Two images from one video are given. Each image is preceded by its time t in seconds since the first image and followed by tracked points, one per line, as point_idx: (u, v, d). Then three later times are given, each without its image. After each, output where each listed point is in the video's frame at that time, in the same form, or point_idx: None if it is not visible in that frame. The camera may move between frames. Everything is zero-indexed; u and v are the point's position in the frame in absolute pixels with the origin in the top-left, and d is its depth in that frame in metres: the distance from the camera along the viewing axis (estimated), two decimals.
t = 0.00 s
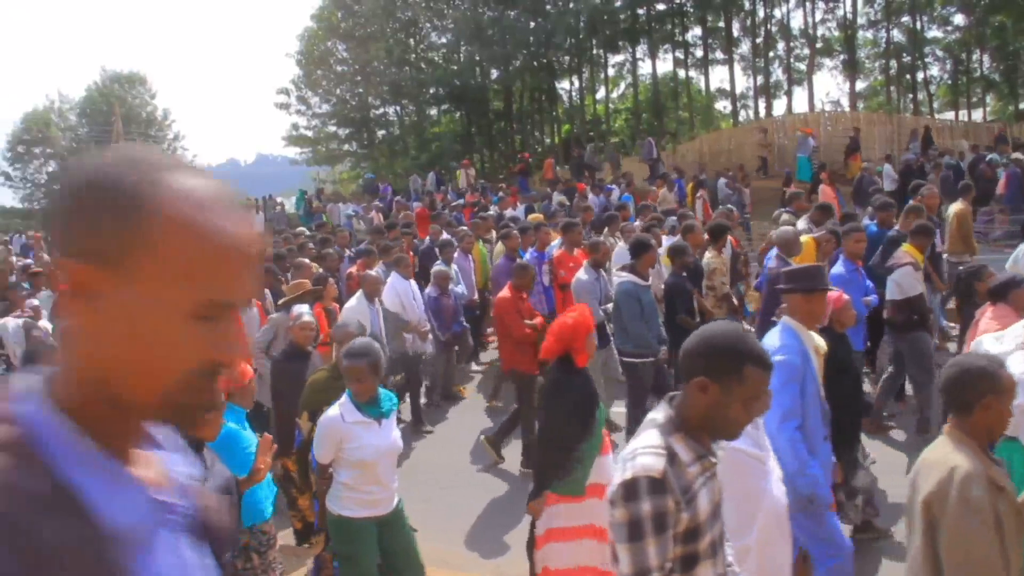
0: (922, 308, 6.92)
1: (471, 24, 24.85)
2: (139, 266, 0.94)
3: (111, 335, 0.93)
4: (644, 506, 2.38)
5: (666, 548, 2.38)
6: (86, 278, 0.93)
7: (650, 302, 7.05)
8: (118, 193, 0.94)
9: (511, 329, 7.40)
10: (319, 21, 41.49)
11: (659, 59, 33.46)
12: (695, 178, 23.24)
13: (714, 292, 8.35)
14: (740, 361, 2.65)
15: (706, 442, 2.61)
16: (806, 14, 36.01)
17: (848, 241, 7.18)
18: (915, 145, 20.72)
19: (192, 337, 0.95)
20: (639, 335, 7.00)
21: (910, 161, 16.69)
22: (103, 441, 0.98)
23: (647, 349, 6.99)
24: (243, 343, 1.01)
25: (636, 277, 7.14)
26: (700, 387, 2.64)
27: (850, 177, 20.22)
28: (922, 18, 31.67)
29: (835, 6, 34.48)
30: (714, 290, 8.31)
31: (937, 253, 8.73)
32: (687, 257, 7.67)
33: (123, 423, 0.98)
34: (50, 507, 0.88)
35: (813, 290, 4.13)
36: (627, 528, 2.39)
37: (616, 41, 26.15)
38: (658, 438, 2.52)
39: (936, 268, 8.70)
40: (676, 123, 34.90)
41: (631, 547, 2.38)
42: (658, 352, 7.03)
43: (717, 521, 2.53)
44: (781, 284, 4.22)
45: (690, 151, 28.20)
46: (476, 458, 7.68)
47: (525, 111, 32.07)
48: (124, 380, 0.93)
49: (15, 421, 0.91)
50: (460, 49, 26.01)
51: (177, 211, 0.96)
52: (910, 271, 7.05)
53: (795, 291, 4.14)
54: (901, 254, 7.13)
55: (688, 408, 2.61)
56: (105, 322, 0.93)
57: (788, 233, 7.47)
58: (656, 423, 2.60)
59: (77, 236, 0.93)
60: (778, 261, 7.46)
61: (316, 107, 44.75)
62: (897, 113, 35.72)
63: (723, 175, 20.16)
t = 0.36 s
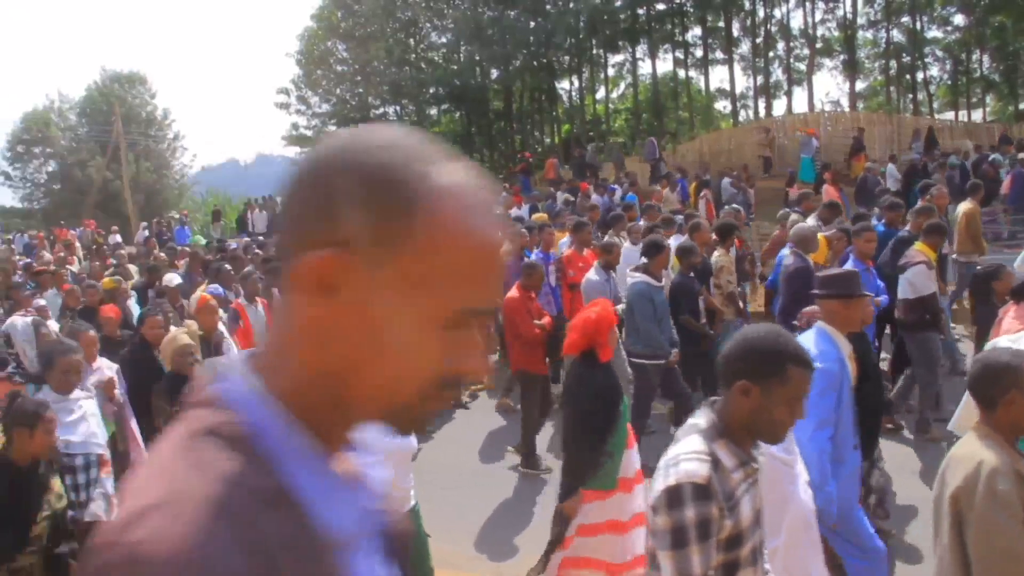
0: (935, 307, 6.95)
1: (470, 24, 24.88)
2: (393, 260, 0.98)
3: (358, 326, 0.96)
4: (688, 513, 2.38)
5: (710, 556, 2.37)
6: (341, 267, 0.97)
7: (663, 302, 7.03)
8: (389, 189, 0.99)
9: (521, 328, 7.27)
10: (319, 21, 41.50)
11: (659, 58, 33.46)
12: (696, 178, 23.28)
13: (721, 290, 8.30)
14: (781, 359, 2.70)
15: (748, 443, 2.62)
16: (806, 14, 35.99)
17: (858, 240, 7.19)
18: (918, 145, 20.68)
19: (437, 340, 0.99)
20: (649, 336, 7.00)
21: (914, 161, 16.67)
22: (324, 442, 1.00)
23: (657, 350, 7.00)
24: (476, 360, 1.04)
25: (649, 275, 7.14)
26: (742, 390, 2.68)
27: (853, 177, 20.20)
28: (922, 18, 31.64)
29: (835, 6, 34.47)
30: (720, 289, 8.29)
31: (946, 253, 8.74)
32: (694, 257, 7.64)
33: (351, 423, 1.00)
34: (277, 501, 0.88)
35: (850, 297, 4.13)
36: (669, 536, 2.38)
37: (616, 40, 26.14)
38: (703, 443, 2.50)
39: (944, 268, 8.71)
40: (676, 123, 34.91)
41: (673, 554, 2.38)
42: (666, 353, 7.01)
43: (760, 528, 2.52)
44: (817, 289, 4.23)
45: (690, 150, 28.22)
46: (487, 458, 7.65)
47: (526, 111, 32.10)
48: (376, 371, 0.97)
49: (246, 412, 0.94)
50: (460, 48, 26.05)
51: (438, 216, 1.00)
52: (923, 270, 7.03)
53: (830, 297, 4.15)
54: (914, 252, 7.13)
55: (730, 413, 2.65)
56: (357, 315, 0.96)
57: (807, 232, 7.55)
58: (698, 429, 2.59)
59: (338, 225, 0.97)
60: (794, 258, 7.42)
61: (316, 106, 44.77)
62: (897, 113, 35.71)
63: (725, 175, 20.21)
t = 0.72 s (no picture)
0: (945, 308, 6.97)
1: (471, 25, 24.95)
2: (567, 204, 0.96)
3: (528, 279, 0.95)
4: (757, 514, 2.37)
5: (778, 560, 2.36)
6: (507, 210, 0.95)
7: (687, 301, 6.86)
8: (562, 128, 0.97)
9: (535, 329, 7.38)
10: (319, 21, 41.60)
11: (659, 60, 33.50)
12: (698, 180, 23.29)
13: (729, 289, 8.32)
14: (854, 363, 2.80)
15: (821, 448, 2.67)
16: (807, 15, 36.02)
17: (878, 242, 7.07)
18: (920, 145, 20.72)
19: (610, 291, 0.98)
20: (673, 339, 6.91)
21: (919, 162, 16.69)
22: (480, 398, 1.01)
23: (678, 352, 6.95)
24: (646, 310, 1.02)
25: (672, 276, 7.07)
26: (814, 392, 2.75)
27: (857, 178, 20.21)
28: (921, 19, 31.64)
29: (835, 7, 34.48)
30: (729, 287, 8.30)
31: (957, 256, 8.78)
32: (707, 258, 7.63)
33: (512, 374, 1.00)
34: (431, 466, 0.88)
35: (897, 300, 4.24)
36: (739, 537, 2.38)
37: (615, 41, 26.18)
38: (774, 448, 2.54)
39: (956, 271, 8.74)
40: (676, 125, 34.96)
41: (744, 555, 2.37)
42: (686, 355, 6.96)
43: (829, 539, 2.47)
44: (863, 291, 4.30)
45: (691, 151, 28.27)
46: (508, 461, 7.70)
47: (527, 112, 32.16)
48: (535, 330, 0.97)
49: (401, 375, 0.95)
50: (460, 49, 26.07)
51: (621, 155, 0.98)
52: (937, 271, 7.10)
53: (878, 300, 4.25)
54: (928, 254, 7.23)
55: (803, 414, 2.70)
56: (528, 267, 0.95)
57: (825, 229, 7.64)
58: (771, 434, 2.66)
59: (511, 170, 0.96)
60: (812, 257, 7.43)
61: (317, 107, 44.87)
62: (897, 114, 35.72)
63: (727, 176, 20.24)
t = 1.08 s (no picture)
0: (959, 310, 7.01)
1: (473, 27, 25.03)
2: (707, 182, 1.02)
3: (668, 260, 1.01)
4: (831, 498, 2.41)
5: (849, 544, 2.37)
6: (647, 198, 1.01)
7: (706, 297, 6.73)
8: (702, 111, 1.03)
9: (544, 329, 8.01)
10: (321, 22, 41.71)
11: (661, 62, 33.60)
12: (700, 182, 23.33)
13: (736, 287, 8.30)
14: (918, 343, 2.90)
15: (890, 432, 2.81)
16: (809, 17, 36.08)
17: (894, 243, 7.05)
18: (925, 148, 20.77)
19: (752, 267, 1.02)
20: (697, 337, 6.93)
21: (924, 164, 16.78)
22: (617, 403, 1.06)
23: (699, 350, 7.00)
24: (792, 285, 1.06)
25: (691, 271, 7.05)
26: (883, 374, 2.86)
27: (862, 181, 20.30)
28: (923, 21, 31.70)
29: (836, 9, 34.54)
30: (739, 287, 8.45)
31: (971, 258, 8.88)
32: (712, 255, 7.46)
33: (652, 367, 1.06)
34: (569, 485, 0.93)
35: (928, 294, 4.63)
36: (812, 520, 2.42)
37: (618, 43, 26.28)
38: (844, 432, 2.63)
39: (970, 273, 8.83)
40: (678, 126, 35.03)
41: (814, 539, 2.40)
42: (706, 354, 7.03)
43: (895, 527, 2.48)
44: (893, 285, 4.70)
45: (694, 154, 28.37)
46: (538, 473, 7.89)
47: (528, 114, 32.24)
48: (671, 324, 1.02)
49: (534, 378, 1.01)
50: (461, 50, 26.11)
51: (761, 135, 1.05)
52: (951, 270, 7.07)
53: (911, 294, 4.64)
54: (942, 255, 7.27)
55: (875, 399, 2.82)
56: (671, 250, 1.01)
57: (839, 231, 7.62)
58: (839, 419, 2.75)
59: (653, 155, 1.01)
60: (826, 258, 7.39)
61: (319, 108, 44.99)
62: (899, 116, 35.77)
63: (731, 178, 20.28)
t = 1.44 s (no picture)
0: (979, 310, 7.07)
1: (472, 28, 25.06)
2: (934, 195, 1.01)
3: (901, 276, 1.01)
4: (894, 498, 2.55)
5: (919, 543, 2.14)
6: (878, 225, 1.01)
7: (719, 295, 7.24)
8: (921, 123, 1.01)
9: (561, 328, 8.13)
10: (319, 24, 41.79)
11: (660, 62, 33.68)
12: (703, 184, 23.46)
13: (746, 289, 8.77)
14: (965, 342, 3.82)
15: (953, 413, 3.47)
16: (808, 17, 36.17)
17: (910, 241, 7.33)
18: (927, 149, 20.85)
19: (982, 277, 1.02)
20: (711, 334, 7.31)
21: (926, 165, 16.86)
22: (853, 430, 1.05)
23: (710, 350, 7.34)
24: None
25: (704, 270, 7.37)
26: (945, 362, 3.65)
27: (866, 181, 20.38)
28: (921, 21, 31.79)
29: (835, 10, 34.64)
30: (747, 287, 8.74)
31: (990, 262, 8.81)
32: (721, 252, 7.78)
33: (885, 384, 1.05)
34: (825, 518, 0.92)
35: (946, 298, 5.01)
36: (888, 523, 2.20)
37: (617, 44, 26.36)
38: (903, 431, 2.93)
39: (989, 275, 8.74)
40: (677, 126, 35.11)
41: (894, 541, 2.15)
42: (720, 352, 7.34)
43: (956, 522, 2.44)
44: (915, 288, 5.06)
45: (694, 155, 28.44)
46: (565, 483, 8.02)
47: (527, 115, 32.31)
48: (898, 342, 1.03)
49: (768, 407, 1.00)
50: (460, 52, 26.21)
51: (976, 142, 1.03)
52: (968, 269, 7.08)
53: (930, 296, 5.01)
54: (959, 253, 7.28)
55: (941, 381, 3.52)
56: (904, 269, 1.01)
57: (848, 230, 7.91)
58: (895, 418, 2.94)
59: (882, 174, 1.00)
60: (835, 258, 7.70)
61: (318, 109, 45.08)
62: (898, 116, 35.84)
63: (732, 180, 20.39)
